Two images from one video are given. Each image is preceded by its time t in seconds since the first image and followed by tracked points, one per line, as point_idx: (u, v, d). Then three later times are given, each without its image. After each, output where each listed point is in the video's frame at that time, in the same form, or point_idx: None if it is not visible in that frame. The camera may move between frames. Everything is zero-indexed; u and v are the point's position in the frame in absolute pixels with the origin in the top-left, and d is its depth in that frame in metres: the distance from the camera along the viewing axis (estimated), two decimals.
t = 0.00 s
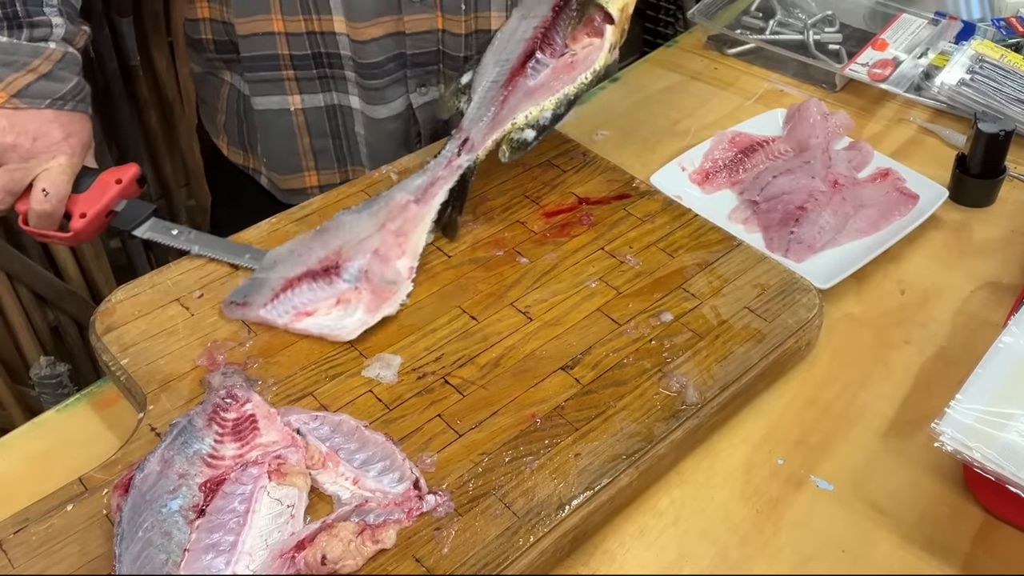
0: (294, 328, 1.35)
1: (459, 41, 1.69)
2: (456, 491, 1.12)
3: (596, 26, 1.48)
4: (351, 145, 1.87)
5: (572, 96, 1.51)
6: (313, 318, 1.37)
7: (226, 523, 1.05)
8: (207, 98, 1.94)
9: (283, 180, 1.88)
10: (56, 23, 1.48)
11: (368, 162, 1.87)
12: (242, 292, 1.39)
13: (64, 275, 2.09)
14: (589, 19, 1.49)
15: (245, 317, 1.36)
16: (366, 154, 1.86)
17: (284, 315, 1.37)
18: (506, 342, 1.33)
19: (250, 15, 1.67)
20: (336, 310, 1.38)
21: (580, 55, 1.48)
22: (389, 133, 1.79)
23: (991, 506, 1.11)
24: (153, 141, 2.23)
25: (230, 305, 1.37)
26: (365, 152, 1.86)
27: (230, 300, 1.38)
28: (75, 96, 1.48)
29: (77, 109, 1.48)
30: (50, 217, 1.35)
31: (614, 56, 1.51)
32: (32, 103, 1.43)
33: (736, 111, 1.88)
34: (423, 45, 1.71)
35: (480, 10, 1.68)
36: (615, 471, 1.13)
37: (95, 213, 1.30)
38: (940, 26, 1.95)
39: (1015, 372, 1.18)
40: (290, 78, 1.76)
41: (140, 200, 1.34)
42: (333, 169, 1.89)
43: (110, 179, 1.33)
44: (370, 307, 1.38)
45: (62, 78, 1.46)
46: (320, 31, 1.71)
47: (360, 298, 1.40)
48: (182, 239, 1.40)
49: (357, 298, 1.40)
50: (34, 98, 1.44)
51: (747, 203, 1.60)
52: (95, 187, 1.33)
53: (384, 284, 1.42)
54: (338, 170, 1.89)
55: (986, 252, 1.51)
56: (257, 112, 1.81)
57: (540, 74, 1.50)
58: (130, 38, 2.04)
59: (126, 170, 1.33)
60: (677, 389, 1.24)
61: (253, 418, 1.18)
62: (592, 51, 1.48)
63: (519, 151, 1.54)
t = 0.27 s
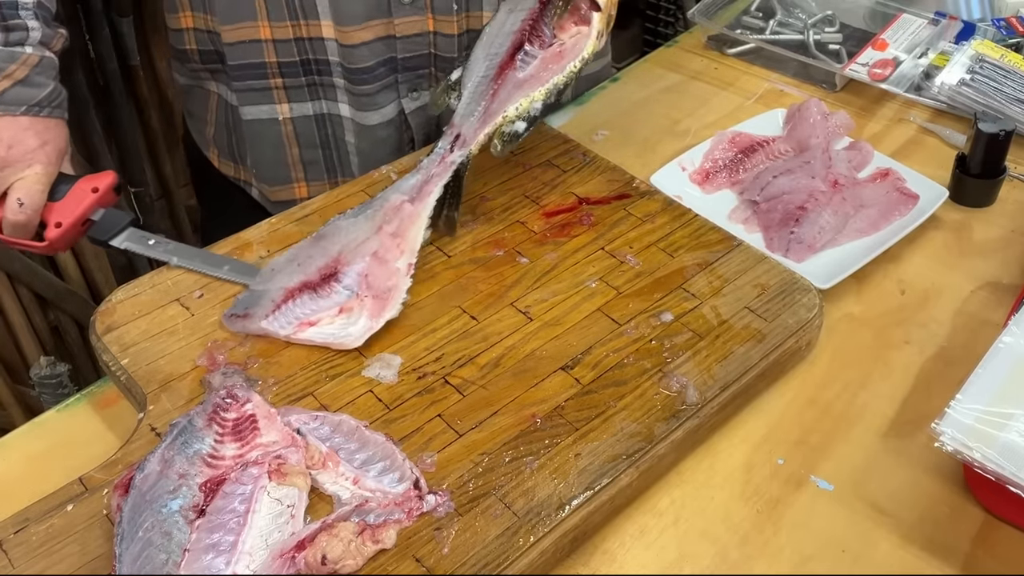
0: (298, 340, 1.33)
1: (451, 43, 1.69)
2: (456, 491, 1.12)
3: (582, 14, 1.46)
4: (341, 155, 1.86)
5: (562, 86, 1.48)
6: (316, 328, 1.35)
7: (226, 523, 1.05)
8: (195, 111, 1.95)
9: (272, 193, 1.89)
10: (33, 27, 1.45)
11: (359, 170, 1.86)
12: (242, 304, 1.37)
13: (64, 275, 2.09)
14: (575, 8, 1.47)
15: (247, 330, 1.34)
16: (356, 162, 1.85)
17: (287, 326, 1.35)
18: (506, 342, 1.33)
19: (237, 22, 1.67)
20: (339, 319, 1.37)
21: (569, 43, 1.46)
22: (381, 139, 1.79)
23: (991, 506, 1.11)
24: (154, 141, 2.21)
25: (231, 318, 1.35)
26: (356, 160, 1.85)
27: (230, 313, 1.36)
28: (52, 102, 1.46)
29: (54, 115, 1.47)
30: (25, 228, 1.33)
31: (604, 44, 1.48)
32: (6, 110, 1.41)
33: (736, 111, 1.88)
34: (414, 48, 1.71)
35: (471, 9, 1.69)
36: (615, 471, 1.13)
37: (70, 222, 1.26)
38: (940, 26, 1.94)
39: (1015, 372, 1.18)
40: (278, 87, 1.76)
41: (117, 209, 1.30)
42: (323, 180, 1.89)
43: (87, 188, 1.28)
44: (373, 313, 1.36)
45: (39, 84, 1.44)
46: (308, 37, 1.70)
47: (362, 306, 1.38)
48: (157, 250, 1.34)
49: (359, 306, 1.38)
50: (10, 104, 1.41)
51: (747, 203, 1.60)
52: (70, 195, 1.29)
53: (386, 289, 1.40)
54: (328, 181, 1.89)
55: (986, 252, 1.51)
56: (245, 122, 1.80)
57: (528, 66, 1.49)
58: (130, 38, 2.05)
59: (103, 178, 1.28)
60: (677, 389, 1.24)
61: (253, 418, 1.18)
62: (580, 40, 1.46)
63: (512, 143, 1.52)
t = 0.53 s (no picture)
0: (313, 350, 1.31)
1: (440, 45, 1.69)
2: (456, 491, 1.12)
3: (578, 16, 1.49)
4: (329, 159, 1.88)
5: (563, 88, 1.49)
6: (331, 337, 1.34)
7: (226, 523, 1.05)
8: (184, 118, 1.94)
9: (260, 200, 1.89)
10: (15, 21, 1.44)
11: (347, 173, 1.87)
12: (254, 317, 1.35)
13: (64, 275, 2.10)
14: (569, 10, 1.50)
15: (259, 341, 1.32)
16: (345, 165, 1.86)
17: (301, 337, 1.33)
18: (506, 342, 1.33)
19: (223, 24, 1.66)
20: (353, 328, 1.35)
21: (566, 44, 1.48)
22: (370, 142, 1.80)
23: (991, 506, 1.11)
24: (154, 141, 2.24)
25: (243, 331, 1.33)
26: (345, 164, 1.86)
27: (242, 325, 1.34)
28: (36, 99, 1.45)
29: (37, 112, 1.45)
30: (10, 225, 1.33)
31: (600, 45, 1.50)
32: None
33: (736, 111, 1.88)
34: (403, 49, 1.71)
35: (461, 10, 1.68)
36: (615, 471, 1.13)
37: (53, 222, 1.26)
38: (940, 26, 1.94)
39: (1015, 372, 1.18)
40: (265, 90, 1.76)
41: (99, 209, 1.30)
42: (311, 185, 1.90)
43: (69, 187, 1.28)
44: (387, 319, 1.35)
45: (23, 80, 1.44)
46: (296, 39, 1.70)
47: (376, 312, 1.37)
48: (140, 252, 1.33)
49: (372, 313, 1.36)
50: None
51: (747, 203, 1.60)
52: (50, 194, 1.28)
53: (398, 295, 1.38)
54: (317, 186, 1.91)
55: (986, 252, 1.51)
56: (231, 127, 1.80)
57: (527, 68, 1.50)
58: (130, 38, 2.04)
59: (86, 177, 1.27)
60: (677, 389, 1.24)
61: (253, 418, 1.18)
62: (577, 40, 1.48)
63: (515, 147, 1.51)
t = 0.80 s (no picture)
0: (347, 361, 1.29)
1: (436, 44, 1.70)
2: (456, 491, 1.12)
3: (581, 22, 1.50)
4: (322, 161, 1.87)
5: (568, 94, 1.49)
6: (363, 346, 1.32)
7: (225, 523, 1.05)
8: (173, 123, 1.90)
9: (253, 204, 1.87)
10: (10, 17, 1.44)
11: (341, 176, 1.87)
12: (278, 336, 1.32)
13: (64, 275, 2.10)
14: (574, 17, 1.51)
15: (289, 359, 1.30)
16: (339, 166, 1.85)
17: (333, 350, 1.31)
18: (506, 342, 1.33)
19: (217, 25, 1.65)
20: (383, 334, 1.33)
21: (570, 51, 1.48)
22: (365, 142, 1.80)
23: (991, 506, 1.11)
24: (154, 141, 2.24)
25: (270, 350, 1.31)
26: (339, 166, 1.86)
27: (267, 345, 1.31)
28: (29, 96, 1.42)
29: (31, 110, 1.42)
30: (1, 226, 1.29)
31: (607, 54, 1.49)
32: None
33: (736, 111, 1.88)
34: (398, 49, 1.72)
35: (456, 9, 1.70)
36: (615, 471, 1.13)
37: (47, 222, 1.23)
38: (940, 26, 1.94)
39: (1016, 372, 1.18)
40: (258, 91, 1.75)
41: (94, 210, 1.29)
42: (304, 189, 1.89)
43: (63, 187, 1.26)
44: (417, 321, 1.35)
45: (15, 78, 1.41)
46: (290, 39, 1.70)
47: (404, 315, 1.36)
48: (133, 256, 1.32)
49: (401, 317, 1.36)
50: None
51: (747, 203, 1.60)
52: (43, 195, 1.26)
53: (423, 295, 1.38)
54: (310, 189, 1.90)
55: (986, 252, 1.51)
56: (223, 129, 1.78)
57: (532, 75, 1.51)
58: (130, 38, 2.04)
59: (80, 177, 1.26)
60: (677, 389, 1.24)
61: (253, 418, 1.17)
62: (581, 47, 1.48)
63: (521, 152, 1.52)
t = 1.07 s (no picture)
0: (393, 335, 1.34)
1: (436, 45, 1.71)
2: (456, 491, 1.12)
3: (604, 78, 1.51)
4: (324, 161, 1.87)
5: (594, 148, 1.64)
6: (408, 320, 1.36)
7: (225, 523, 1.05)
8: (174, 124, 1.90)
9: (255, 203, 1.88)
10: None
11: (342, 177, 1.88)
12: (325, 313, 1.37)
13: (64, 276, 2.09)
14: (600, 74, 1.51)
15: (337, 335, 1.34)
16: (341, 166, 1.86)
17: (379, 324, 1.35)
18: (506, 342, 1.33)
19: (218, 26, 1.64)
20: (425, 309, 1.37)
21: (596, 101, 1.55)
22: (368, 143, 1.81)
23: (991, 506, 1.11)
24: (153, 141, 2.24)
25: (318, 327, 1.35)
26: (340, 166, 1.86)
27: (314, 322, 1.36)
28: (40, 67, 1.42)
29: (45, 81, 1.42)
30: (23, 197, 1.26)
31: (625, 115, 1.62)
32: None
33: (736, 111, 1.88)
34: (400, 50, 1.73)
35: (457, 11, 1.70)
36: (615, 471, 1.13)
37: (68, 194, 1.19)
38: (940, 26, 1.94)
39: (1016, 372, 1.18)
40: (260, 92, 1.74)
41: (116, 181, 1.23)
42: (305, 189, 1.89)
43: (82, 158, 1.20)
44: (458, 298, 1.39)
45: (25, 50, 1.41)
46: (292, 40, 1.70)
47: (445, 292, 1.40)
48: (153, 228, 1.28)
49: (441, 292, 1.39)
50: None
51: (747, 203, 1.60)
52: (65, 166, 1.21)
53: (462, 275, 1.42)
54: (312, 188, 1.90)
55: (986, 252, 1.51)
56: (225, 130, 1.78)
57: (558, 122, 1.57)
58: (130, 38, 2.05)
59: (99, 148, 1.20)
60: (677, 389, 1.24)
61: (253, 418, 1.17)
62: (602, 101, 1.55)
63: (550, 192, 1.61)
